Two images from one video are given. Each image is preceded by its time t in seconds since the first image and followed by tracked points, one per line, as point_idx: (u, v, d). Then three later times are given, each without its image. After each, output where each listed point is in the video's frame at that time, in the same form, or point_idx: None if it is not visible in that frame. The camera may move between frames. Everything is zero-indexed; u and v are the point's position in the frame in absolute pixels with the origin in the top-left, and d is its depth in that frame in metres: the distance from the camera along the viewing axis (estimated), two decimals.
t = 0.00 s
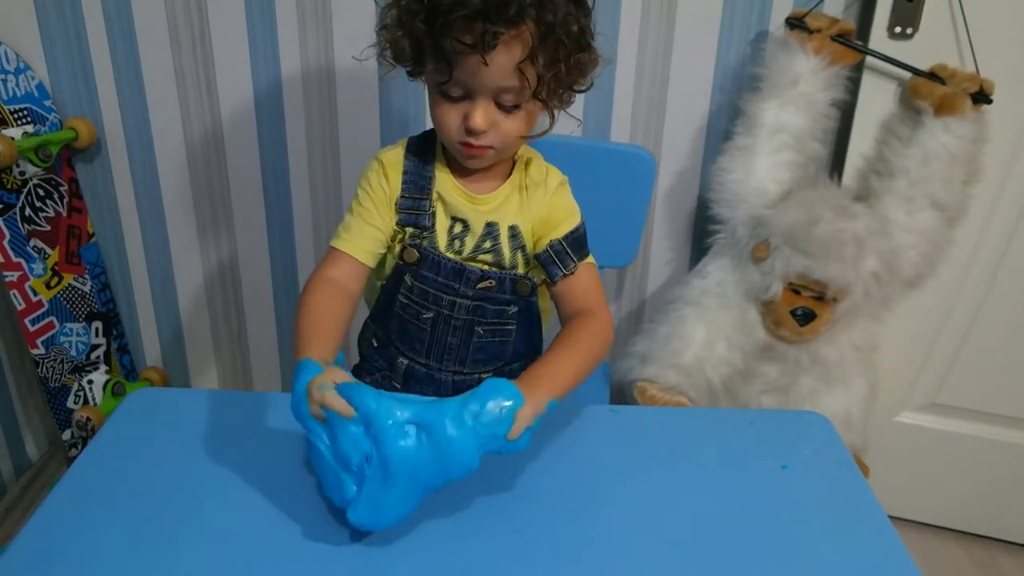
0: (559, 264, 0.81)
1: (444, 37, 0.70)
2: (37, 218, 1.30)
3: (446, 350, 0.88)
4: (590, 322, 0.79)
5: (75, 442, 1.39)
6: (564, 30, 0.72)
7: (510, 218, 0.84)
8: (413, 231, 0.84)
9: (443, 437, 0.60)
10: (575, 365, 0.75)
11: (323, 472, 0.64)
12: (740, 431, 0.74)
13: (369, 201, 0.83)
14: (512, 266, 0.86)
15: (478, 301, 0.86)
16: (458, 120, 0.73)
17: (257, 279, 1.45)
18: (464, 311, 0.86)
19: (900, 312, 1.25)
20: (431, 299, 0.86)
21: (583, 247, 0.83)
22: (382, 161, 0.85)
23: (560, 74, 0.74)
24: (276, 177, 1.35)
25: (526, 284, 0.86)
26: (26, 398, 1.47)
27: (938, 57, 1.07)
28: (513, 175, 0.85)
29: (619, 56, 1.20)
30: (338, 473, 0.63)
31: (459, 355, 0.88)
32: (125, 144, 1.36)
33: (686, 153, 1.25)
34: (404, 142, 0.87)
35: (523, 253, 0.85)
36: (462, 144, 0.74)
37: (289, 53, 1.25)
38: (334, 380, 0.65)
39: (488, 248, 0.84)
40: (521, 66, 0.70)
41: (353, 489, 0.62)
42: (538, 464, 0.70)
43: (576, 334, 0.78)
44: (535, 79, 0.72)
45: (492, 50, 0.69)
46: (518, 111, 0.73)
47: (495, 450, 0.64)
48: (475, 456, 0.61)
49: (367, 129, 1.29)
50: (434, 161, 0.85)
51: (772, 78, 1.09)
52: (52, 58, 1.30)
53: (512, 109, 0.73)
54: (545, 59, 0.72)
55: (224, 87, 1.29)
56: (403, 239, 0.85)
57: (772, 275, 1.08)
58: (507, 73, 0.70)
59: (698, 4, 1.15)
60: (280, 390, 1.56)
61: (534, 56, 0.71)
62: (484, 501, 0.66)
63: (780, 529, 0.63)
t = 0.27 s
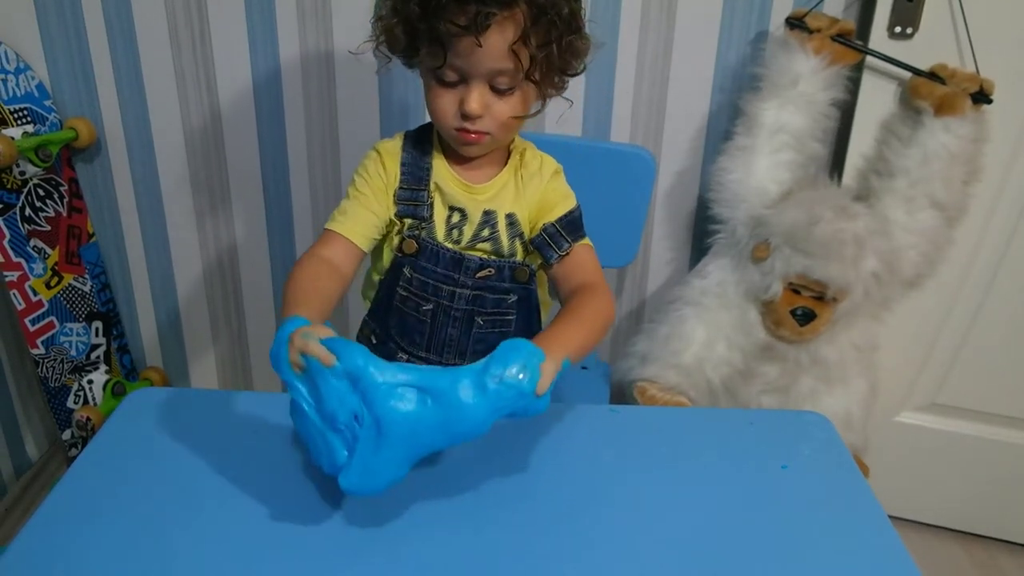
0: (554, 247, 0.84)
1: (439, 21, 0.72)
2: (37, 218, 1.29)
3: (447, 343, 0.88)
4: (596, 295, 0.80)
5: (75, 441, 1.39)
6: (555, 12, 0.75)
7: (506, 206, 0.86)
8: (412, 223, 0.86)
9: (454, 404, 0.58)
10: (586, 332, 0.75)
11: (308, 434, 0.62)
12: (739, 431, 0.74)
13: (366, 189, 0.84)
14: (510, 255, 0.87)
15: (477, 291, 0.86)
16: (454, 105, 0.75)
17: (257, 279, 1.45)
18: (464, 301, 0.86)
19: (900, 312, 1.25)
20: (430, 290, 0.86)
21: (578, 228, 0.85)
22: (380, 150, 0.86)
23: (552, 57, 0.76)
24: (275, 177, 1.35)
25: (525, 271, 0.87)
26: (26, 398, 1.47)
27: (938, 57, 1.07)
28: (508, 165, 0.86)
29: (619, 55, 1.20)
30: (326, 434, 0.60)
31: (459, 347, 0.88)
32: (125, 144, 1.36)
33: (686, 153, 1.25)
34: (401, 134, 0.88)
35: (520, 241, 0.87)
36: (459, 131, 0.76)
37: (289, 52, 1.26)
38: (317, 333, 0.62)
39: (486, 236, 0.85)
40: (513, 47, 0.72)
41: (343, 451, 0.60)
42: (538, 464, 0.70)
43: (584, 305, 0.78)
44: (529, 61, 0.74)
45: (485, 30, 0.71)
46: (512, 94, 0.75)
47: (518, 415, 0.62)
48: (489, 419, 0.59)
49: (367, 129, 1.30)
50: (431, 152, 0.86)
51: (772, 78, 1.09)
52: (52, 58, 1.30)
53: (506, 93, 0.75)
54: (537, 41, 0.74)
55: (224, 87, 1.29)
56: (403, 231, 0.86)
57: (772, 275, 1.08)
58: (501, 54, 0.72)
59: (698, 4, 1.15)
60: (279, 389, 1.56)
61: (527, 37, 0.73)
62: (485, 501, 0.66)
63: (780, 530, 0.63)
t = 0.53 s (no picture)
0: (548, 233, 0.85)
1: (429, 8, 0.74)
2: (37, 218, 1.29)
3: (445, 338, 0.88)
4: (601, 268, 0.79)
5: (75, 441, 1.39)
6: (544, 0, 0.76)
7: (500, 198, 0.87)
8: (407, 217, 0.86)
9: (465, 365, 0.59)
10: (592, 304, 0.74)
11: (297, 401, 0.62)
12: (739, 430, 0.74)
13: (362, 179, 0.84)
14: (506, 245, 0.88)
15: (474, 283, 0.86)
16: (446, 94, 0.77)
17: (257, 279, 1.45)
18: (461, 294, 0.86)
19: (901, 312, 1.25)
20: (427, 285, 0.86)
21: (572, 214, 0.86)
22: (376, 144, 0.87)
23: (542, 45, 0.78)
24: (275, 177, 1.35)
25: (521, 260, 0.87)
26: (26, 398, 1.47)
27: (938, 57, 1.07)
28: (500, 158, 0.88)
29: (618, 55, 1.20)
30: (313, 398, 0.61)
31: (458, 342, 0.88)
32: (125, 144, 1.36)
33: (686, 153, 1.25)
34: (397, 131, 0.89)
35: (514, 232, 0.88)
36: (450, 120, 0.78)
37: (289, 51, 1.26)
38: (293, 287, 0.62)
39: (481, 228, 0.86)
40: (504, 34, 0.74)
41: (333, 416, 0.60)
42: (536, 463, 0.70)
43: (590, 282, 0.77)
44: (519, 48, 0.75)
45: (475, 17, 0.72)
46: (502, 83, 0.77)
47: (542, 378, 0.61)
48: (507, 374, 0.60)
49: (367, 129, 1.30)
50: (424, 145, 0.87)
51: (772, 78, 1.09)
52: (52, 58, 1.30)
53: (497, 81, 0.77)
54: (527, 28, 0.75)
55: (224, 86, 1.29)
56: (398, 226, 0.86)
57: (772, 275, 1.08)
58: (492, 42, 0.74)
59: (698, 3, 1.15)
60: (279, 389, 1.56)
61: (517, 24, 0.74)
62: (485, 500, 0.66)
63: (779, 531, 0.63)
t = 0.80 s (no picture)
0: (543, 229, 0.84)
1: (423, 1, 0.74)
2: (37, 218, 1.29)
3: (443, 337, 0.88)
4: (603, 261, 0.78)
5: (75, 442, 1.39)
6: None
7: (497, 195, 0.86)
8: (404, 215, 0.86)
9: (479, 348, 0.59)
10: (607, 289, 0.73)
11: (286, 382, 0.63)
12: (738, 430, 0.74)
13: (359, 173, 0.85)
14: (502, 242, 0.87)
15: (471, 280, 0.87)
16: (441, 89, 0.76)
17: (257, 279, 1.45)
18: (458, 291, 0.86)
19: (900, 312, 1.25)
20: (425, 283, 0.86)
21: (568, 206, 0.85)
22: (375, 140, 0.87)
23: (536, 38, 0.78)
24: (276, 177, 1.36)
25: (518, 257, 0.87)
26: (26, 398, 1.47)
27: (938, 57, 1.07)
28: (497, 155, 0.87)
29: (618, 55, 1.20)
30: (306, 381, 0.61)
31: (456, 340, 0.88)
32: (125, 144, 1.36)
33: (686, 153, 1.26)
34: (396, 129, 0.90)
35: (511, 229, 0.87)
36: (446, 115, 0.78)
37: (289, 51, 1.26)
38: (275, 263, 0.63)
39: (477, 225, 0.86)
40: (498, 26, 0.74)
41: (327, 398, 0.61)
42: (536, 463, 0.70)
43: (602, 272, 0.76)
44: (513, 41, 0.76)
45: (469, 9, 0.73)
46: (497, 76, 0.77)
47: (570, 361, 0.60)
48: (538, 352, 0.58)
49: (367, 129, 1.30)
50: (422, 143, 0.87)
51: (773, 78, 1.09)
52: (52, 58, 1.30)
53: (492, 75, 0.77)
54: (521, 21, 0.76)
55: (224, 85, 1.29)
56: (396, 224, 0.86)
57: (772, 275, 1.08)
58: (486, 34, 0.74)
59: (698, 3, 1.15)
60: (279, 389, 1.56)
61: (511, 16, 0.74)
62: (485, 499, 0.66)
63: (779, 531, 0.63)
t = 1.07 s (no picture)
0: (543, 225, 0.84)
1: None
2: (37, 218, 1.29)
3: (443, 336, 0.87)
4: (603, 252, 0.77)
5: (74, 442, 1.39)
6: None
7: (496, 193, 0.86)
8: (403, 214, 0.86)
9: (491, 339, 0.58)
10: (624, 279, 0.72)
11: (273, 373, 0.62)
12: (738, 430, 0.74)
13: (358, 169, 0.85)
14: (501, 241, 0.87)
15: (470, 279, 0.86)
16: (439, 88, 0.76)
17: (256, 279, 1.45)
18: (458, 290, 0.86)
19: (900, 312, 1.25)
20: (424, 282, 0.86)
21: (568, 201, 0.85)
22: (375, 138, 0.88)
23: (534, 37, 0.78)
24: (276, 177, 1.36)
25: (518, 254, 0.87)
26: (26, 398, 1.47)
27: (938, 58, 1.07)
28: (496, 154, 0.88)
29: (618, 55, 1.20)
30: (292, 370, 0.61)
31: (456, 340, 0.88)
32: (124, 144, 1.36)
33: (686, 153, 1.26)
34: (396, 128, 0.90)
35: (510, 227, 0.87)
36: (444, 114, 0.77)
37: (288, 51, 1.26)
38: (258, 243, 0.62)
39: (476, 224, 0.86)
40: (496, 25, 0.74)
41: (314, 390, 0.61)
42: (536, 463, 0.70)
43: (602, 266, 0.75)
44: (511, 40, 0.76)
45: (467, 8, 0.73)
46: (496, 75, 0.77)
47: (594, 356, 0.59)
48: (572, 344, 0.58)
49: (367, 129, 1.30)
50: (420, 142, 0.87)
51: (773, 78, 1.09)
52: (52, 58, 1.30)
53: (490, 73, 0.77)
54: (519, 19, 0.76)
55: (224, 85, 1.29)
56: (394, 223, 0.86)
57: (772, 275, 1.08)
58: (484, 32, 0.74)
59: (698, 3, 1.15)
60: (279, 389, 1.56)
61: (509, 14, 0.74)
62: (485, 499, 0.66)
63: (779, 531, 0.63)
